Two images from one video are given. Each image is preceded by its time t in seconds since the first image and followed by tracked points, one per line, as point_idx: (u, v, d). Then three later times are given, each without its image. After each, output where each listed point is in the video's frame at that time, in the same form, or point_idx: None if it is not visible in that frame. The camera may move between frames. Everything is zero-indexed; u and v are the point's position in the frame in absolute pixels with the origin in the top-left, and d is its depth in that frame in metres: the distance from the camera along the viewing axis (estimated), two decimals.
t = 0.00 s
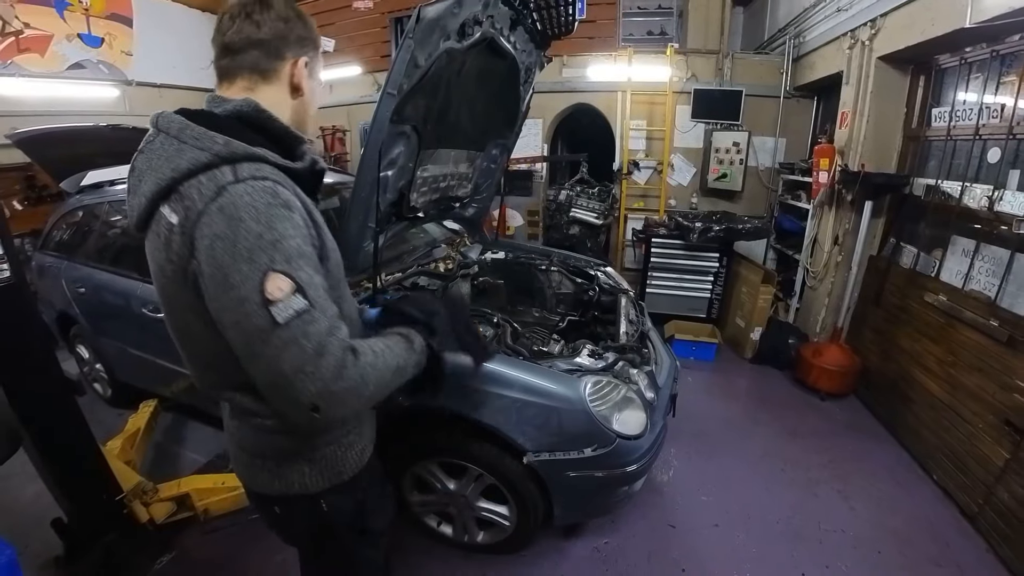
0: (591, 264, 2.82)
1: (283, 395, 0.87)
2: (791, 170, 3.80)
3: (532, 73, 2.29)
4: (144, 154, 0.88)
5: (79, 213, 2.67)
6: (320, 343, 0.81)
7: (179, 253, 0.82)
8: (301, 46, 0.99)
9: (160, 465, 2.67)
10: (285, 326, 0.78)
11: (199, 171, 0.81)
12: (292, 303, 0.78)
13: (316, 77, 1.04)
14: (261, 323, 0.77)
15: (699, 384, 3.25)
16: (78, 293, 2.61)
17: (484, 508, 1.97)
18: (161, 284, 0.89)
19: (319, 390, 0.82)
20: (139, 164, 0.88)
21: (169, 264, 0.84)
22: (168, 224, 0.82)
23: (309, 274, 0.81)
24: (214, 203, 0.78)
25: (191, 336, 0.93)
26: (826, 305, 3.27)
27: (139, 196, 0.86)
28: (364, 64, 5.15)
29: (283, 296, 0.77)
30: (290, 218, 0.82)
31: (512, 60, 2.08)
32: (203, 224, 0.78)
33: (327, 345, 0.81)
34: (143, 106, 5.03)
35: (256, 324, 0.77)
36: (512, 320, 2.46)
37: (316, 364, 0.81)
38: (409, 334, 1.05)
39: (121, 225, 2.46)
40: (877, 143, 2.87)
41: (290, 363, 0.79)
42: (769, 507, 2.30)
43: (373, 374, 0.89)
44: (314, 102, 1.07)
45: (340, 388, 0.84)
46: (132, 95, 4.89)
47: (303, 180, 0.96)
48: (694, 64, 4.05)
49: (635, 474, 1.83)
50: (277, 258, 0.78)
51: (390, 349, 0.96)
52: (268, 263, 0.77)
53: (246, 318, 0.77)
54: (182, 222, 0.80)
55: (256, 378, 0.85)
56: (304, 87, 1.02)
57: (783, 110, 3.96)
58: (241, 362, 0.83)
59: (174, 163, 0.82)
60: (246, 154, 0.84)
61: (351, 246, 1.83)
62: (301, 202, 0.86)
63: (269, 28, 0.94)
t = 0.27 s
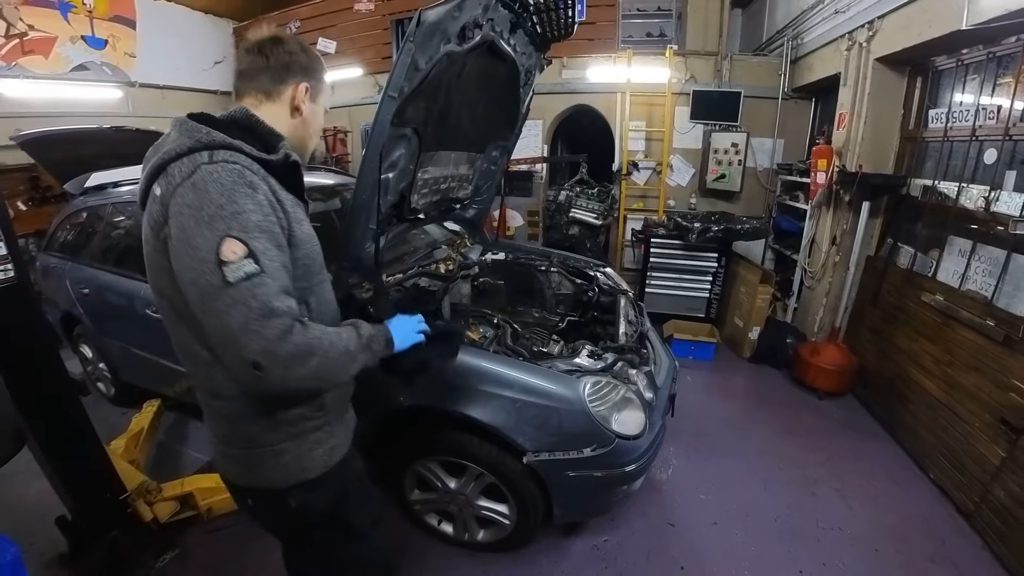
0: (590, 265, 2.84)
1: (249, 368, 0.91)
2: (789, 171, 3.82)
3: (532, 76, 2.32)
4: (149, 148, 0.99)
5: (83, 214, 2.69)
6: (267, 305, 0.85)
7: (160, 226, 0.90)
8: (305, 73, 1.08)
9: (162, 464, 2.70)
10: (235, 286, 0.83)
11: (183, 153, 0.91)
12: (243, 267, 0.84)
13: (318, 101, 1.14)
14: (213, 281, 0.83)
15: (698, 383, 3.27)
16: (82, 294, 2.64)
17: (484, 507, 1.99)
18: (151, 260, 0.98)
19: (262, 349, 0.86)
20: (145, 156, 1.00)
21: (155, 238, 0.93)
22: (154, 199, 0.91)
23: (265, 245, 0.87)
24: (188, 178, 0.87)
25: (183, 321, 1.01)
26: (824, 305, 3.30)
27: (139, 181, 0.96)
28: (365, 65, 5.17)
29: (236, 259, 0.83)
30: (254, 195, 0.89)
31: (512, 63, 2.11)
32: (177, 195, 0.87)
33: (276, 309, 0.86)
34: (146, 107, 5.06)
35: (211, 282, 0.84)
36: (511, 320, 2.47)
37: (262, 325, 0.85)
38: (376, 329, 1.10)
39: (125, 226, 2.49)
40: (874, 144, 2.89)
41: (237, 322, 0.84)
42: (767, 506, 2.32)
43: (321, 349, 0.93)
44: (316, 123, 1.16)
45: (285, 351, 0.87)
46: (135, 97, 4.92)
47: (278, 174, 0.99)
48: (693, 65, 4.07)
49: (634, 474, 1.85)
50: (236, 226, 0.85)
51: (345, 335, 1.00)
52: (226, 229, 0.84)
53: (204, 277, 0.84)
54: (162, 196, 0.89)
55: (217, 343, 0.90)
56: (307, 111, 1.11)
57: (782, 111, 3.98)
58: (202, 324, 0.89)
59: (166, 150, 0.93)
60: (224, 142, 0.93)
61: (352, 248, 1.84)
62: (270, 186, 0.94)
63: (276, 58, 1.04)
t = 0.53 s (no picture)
0: (589, 265, 2.86)
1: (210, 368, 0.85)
2: (788, 172, 3.84)
3: (532, 78, 2.34)
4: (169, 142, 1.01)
5: (87, 215, 2.72)
6: (234, 305, 0.80)
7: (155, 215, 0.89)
8: (325, 82, 1.10)
9: (165, 463, 2.72)
10: (207, 282, 0.79)
11: (186, 148, 0.91)
12: (218, 264, 0.80)
13: (336, 111, 1.16)
14: (187, 273, 0.80)
15: (696, 383, 3.29)
16: (85, 294, 2.67)
17: (485, 505, 2.01)
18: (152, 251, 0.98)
19: (226, 351, 0.80)
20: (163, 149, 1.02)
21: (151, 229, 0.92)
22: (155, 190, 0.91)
23: (252, 245, 0.84)
24: (185, 170, 0.86)
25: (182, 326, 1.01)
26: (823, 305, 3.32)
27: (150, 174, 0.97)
28: (366, 66, 5.20)
29: (214, 256, 0.80)
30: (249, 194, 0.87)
31: (512, 65, 2.13)
32: (173, 187, 0.86)
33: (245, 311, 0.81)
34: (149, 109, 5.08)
35: (187, 275, 0.80)
36: (512, 321, 2.49)
37: (226, 324, 0.80)
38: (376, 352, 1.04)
39: (129, 227, 2.51)
40: (872, 145, 2.91)
41: (205, 318, 0.80)
42: (765, 504, 2.34)
43: (294, 360, 0.86)
44: (332, 132, 1.18)
45: (249, 355, 0.81)
46: (138, 98, 4.95)
47: (286, 172, 1.00)
48: (692, 67, 4.09)
49: (633, 473, 1.87)
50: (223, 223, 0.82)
51: (331, 350, 0.94)
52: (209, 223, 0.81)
53: (181, 268, 0.80)
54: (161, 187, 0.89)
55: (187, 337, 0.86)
56: (324, 119, 1.13)
57: (780, 112, 4.00)
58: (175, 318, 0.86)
59: (177, 144, 0.93)
60: (230, 140, 0.92)
61: (353, 250, 1.87)
62: (270, 189, 0.91)
63: (298, 65, 1.06)
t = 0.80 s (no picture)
0: (589, 265, 2.88)
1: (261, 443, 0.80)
2: (786, 172, 3.87)
3: (532, 79, 2.36)
4: (195, 156, 0.88)
5: (91, 216, 2.74)
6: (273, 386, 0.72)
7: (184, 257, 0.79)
8: (376, 70, 0.91)
9: (167, 462, 2.74)
10: (243, 361, 0.71)
11: (215, 181, 0.79)
12: (257, 338, 0.70)
13: (388, 103, 0.96)
14: (228, 348, 0.72)
15: (695, 382, 3.31)
16: (89, 294, 2.69)
17: (485, 504, 2.03)
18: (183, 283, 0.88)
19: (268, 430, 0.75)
20: (189, 163, 0.89)
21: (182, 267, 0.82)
22: (183, 226, 0.80)
23: (292, 310, 0.73)
24: (216, 216, 0.75)
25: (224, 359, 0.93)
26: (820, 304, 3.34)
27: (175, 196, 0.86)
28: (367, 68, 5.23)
29: (250, 329, 0.70)
30: (287, 243, 0.74)
31: (512, 67, 2.16)
32: (201, 234, 0.75)
33: (283, 390, 0.73)
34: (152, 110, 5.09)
35: (222, 349, 0.72)
36: (512, 321, 2.52)
37: (267, 407, 0.73)
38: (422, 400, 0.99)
39: (133, 228, 2.54)
40: (869, 146, 2.93)
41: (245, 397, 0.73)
42: (763, 503, 2.35)
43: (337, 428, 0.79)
44: (383, 128, 0.99)
45: (293, 434, 0.75)
46: (142, 99, 4.96)
47: (331, 201, 0.88)
48: (691, 68, 4.11)
49: (632, 472, 1.89)
50: (259, 287, 0.71)
51: (374, 407, 0.86)
52: (244, 288, 0.71)
53: (217, 342, 0.72)
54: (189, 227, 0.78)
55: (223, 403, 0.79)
56: (374, 112, 0.94)
57: (778, 113, 4.02)
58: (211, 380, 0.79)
59: (205, 172, 0.81)
60: (265, 170, 0.79)
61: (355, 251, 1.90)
62: (313, 229, 0.79)
63: (344, 50, 0.88)
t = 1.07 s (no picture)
0: (588, 265, 2.90)
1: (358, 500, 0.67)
2: (784, 173, 3.89)
3: (532, 81, 2.38)
4: (237, 142, 0.69)
5: (94, 218, 2.77)
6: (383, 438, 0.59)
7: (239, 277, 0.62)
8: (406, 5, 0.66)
9: (170, 460, 2.76)
10: (351, 410, 0.57)
11: (273, 178, 0.61)
12: (359, 379, 0.57)
13: (434, 45, 0.67)
14: (316, 398, 0.58)
15: (694, 381, 3.34)
16: (93, 295, 2.71)
17: (485, 502, 2.06)
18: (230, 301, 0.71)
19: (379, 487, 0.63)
20: (228, 150, 0.71)
21: (234, 285, 0.65)
22: (235, 237, 0.62)
23: (390, 337, 0.58)
24: (279, 223, 0.58)
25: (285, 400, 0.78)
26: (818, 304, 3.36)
27: (218, 194, 0.67)
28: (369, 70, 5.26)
29: (350, 371, 0.56)
30: (379, 254, 0.58)
31: (511, 68, 2.18)
32: (263, 250, 0.58)
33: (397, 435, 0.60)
34: (156, 111, 5.09)
35: (312, 397, 0.58)
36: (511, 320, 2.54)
37: (377, 462, 0.60)
38: (509, 410, 0.83)
39: (136, 229, 2.57)
40: (867, 147, 2.95)
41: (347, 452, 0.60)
42: (762, 501, 2.37)
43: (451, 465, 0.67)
44: (440, 83, 0.69)
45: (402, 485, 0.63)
46: (146, 101, 4.96)
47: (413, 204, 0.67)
48: (690, 69, 4.13)
49: (631, 471, 1.91)
50: (355, 316, 0.56)
51: (480, 437, 0.74)
52: (329, 319, 0.55)
53: (303, 389, 0.58)
54: (247, 240, 0.60)
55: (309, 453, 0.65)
56: (407, 62, 0.68)
57: (776, 115, 4.04)
58: (288, 425, 0.65)
59: (260, 166, 0.63)
60: (337, 160, 0.61)
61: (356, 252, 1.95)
62: (404, 232, 0.62)
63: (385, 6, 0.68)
